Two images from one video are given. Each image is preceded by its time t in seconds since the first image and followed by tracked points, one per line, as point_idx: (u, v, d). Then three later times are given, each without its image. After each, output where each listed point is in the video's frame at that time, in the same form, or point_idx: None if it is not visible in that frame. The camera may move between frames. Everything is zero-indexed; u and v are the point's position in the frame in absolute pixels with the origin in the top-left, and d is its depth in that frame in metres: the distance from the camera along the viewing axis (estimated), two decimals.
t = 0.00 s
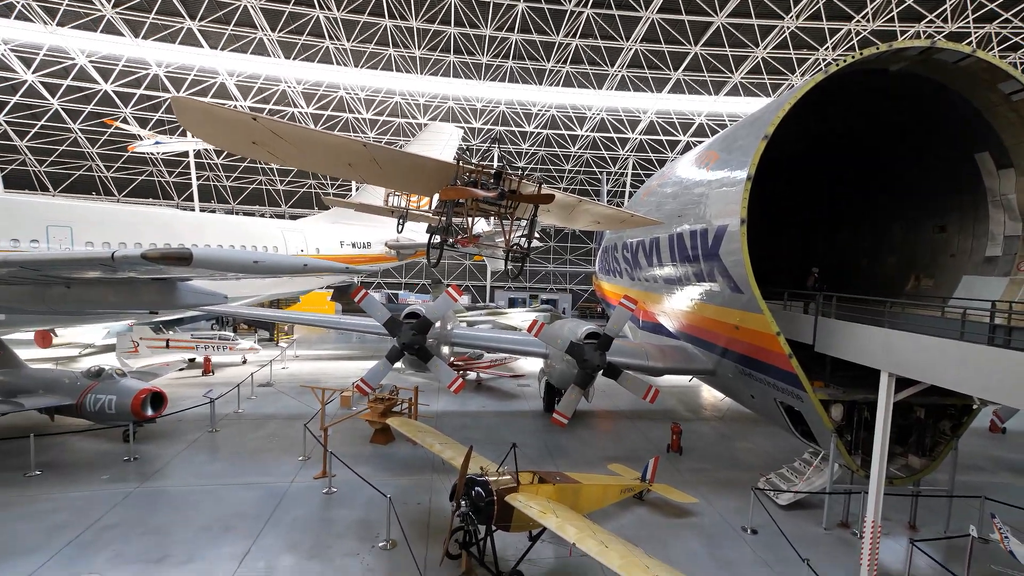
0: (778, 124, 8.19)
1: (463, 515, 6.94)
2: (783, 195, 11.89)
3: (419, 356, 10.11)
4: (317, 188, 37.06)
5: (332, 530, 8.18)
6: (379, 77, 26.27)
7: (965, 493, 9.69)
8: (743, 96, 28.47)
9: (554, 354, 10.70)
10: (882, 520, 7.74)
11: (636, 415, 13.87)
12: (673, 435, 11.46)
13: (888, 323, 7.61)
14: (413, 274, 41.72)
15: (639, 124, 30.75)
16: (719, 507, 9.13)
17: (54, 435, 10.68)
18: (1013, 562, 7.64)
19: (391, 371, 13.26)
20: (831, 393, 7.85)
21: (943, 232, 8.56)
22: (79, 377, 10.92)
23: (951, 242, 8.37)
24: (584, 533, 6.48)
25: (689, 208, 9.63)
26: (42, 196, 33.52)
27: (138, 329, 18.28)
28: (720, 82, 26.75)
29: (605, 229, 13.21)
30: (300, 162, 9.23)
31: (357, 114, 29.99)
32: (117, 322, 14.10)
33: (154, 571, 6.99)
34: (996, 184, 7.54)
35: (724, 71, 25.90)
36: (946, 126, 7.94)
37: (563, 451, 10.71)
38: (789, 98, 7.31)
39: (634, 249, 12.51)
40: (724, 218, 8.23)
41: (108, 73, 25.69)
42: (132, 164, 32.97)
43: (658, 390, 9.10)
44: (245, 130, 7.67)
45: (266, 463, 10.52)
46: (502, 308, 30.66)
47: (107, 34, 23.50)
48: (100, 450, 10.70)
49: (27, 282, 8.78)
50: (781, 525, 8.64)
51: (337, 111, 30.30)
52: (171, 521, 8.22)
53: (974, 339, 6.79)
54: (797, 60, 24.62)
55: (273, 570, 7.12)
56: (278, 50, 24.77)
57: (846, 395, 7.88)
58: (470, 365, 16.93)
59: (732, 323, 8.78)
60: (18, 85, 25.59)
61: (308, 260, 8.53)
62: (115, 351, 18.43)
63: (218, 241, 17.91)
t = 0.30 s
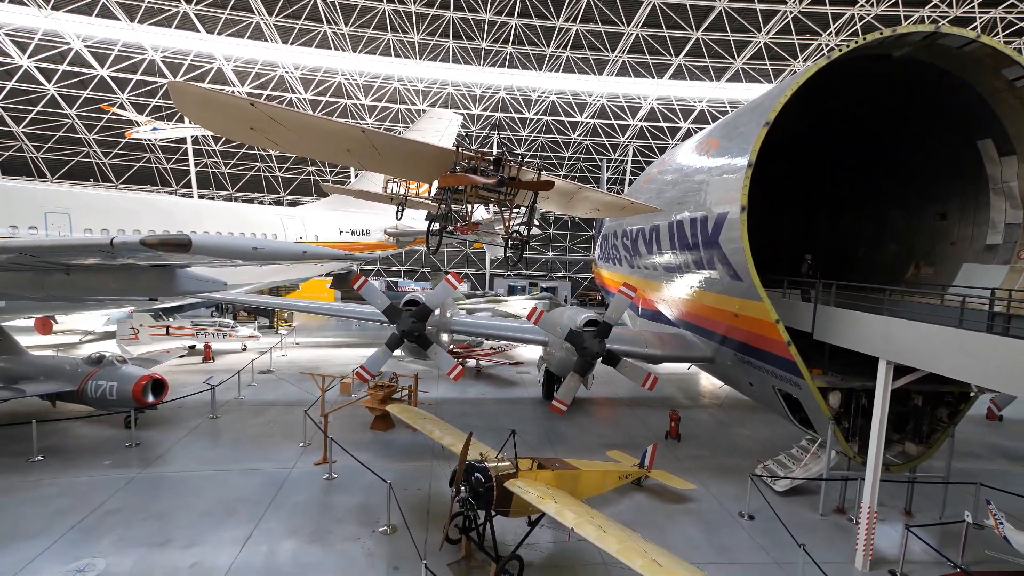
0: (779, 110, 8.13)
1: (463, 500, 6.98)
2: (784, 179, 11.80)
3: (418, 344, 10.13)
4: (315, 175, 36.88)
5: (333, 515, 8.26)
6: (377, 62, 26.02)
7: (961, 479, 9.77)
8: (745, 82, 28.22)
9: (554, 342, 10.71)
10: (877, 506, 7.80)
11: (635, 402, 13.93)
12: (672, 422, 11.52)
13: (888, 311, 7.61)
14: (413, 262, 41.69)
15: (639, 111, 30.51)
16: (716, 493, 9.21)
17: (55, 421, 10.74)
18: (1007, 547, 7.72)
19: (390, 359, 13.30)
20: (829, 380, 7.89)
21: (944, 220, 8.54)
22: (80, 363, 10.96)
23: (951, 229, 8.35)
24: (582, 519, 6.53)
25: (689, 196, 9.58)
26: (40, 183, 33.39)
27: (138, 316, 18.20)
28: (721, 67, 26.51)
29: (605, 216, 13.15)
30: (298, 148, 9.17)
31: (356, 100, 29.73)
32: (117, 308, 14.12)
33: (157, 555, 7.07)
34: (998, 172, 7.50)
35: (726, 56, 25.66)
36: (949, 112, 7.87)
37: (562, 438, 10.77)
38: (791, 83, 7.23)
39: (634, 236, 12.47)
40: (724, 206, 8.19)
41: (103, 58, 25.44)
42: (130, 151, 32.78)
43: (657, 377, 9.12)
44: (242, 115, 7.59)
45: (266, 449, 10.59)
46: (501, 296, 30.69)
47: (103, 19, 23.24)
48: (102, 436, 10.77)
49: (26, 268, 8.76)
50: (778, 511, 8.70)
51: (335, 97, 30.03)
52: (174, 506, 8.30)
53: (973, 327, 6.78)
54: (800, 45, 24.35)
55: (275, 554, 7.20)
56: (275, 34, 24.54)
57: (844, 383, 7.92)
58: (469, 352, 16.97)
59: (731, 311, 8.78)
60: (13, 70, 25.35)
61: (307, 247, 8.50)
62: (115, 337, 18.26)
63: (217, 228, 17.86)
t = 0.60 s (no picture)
0: (782, 100, 8.06)
1: (463, 488, 7.04)
2: (786, 169, 11.70)
3: (419, 333, 10.15)
4: (315, 164, 36.72)
5: (334, 502, 8.33)
6: (377, 49, 25.80)
7: (958, 469, 9.83)
8: (748, 71, 27.98)
9: (554, 332, 10.73)
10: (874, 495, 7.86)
11: (634, 392, 14.00)
12: (671, 412, 11.57)
13: (888, 302, 7.61)
14: (413, 252, 41.65)
15: (641, 100, 30.24)
16: (714, 482, 9.28)
17: (59, 408, 10.82)
18: (1002, 537, 7.79)
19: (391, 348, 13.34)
20: (828, 370, 7.91)
21: (946, 211, 8.51)
22: (82, 351, 11.00)
23: (953, 221, 8.33)
24: (582, 506, 6.59)
25: (690, 186, 9.55)
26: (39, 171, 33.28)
27: (138, 304, 18.41)
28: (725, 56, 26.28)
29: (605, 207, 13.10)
30: (297, 136, 9.12)
31: (355, 88, 29.47)
32: (118, 297, 14.14)
33: (161, 540, 7.16)
34: (1002, 163, 7.47)
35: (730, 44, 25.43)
36: (954, 101, 7.80)
37: (562, 427, 10.84)
38: (795, 72, 7.15)
39: (635, 227, 12.45)
40: (726, 196, 8.17)
41: (101, 45, 25.21)
42: (129, 139, 32.61)
43: (657, 367, 9.14)
44: (241, 102, 7.52)
45: (268, 436, 10.67)
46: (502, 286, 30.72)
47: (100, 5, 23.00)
48: (105, 423, 10.84)
49: (27, 256, 8.77)
50: (775, 500, 8.78)
51: (335, 85, 29.76)
52: (177, 493, 8.39)
53: (973, 318, 6.78)
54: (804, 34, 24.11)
55: (277, 540, 7.29)
56: (274, 21, 24.33)
57: (842, 373, 7.95)
58: (470, 342, 17.00)
59: (731, 301, 8.78)
60: (10, 56, 25.14)
61: (308, 235, 8.48)
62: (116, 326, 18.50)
63: (217, 217, 17.83)
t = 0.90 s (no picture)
0: (786, 87, 7.98)
1: (463, 475, 7.10)
2: (789, 157, 11.55)
3: (419, 322, 10.16)
4: (314, 153, 36.53)
5: (336, 490, 8.41)
6: (376, 35, 25.50)
7: (955, 457, 9.91)
8: (751, 58, 27.71)
9: (554, 321, 10.74)
10: (871, 483, 7.92)
11: (634, 381, 14.07)
12: (670, 401, 11.63)
13: (889, 292, 7.61)
14: (413, 241, 41.62)
15: (643, 88, 29.95)
16: (713, 470, 9.36)
17: (61, 396, 10.89)
18: (997, 524, 7.87)
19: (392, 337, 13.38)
20: (827, 360, 7.94)
21: (949, 200, 8.49)
22: (84, 340, 11.04)
23: (956, 211, 8.32)
24: (581, 493, 6.66)
25: (692, 174, 9.48)
26: (37, 160, 33.14)
27: (138, 294, 18.51)
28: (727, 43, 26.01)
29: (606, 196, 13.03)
30: (297, 124, 9.06)
31: (355, 75, 29.21)
32: (119, 286, 14.13)
33: (165, 526, 7.25)
34: (1005, 151, 7.44)
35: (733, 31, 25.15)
36: (959, 88, 7.72)
37: (562, 416, 10.91)
38: (799, 60, 7.08)
39: (636, 216, 12.39)
40: (728, 185, 8.11)
41: (97, 32, 24.93)
42: (126, 127, 32.39)
43: (657, 356, 9.17)
44: (240, 89, 7.45)
45: (270, 425, 10.75)
46: (503, 275, 30.75)
47: None
48: (107, 411, 10.90)
49: (28, 244, 8.74)
50: (774, 488, 8.86)
51: (334, 72, 29.48)
52: (180, 481, 8.45)
53: (974, 308, 6.78)
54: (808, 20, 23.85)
55: (281, 526, 7.38)
56: (272, 7, 24.04)
57: (842, 362, 7.97)
58: (470, 332, 17.04)
59: (732, 291, 8.77)
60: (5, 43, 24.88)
61: (308, 224, 8.46)
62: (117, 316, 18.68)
63: (216, 205, 17.78)
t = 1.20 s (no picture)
0: (788, 79, 7.91)
1: (463, 467, 7.13)
2: (792, 145, 11.41)
3: (419, 315, 10.15)
4: (314, 145, 36.37)
5: (337, 481, 8.45)
6: (376, 26, 25.31)
7: (953, 451, 9.96)
8: (753, 50, 27.57)
9: (554, 314, 10.74)
10: (869, 476, 7.96)
11: (634, 374, 14.10)
12: (670, 394, 11.66)
13: (889, 285, 7.60)
14: (413, 234, 41.56)
15: (644, 80, 29.76)
16: (712, 462, 9.40)
17: (62, 388, 10.91)
18: (994, 516, 7.91)
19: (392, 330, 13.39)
20: (827, 353, 7.94)
21: (950, 194, 8.47)
22: (84, 332, 11.05)
23: (957, 204, 8.30)
24: (581, 485, 6.69)
25: (693, 167, 9.44)
26: (36, 151, 33.01)
27: (138, 286, 18.52)
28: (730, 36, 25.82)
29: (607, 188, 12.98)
30: (297, 115, 9.03)
31: (354, 67, 29.00)
32: (119, 278, 14.11)
33: (167, 517, 7.29)
34: (1007, 145, 7.42)
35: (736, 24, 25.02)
36: (963, 80, 7.65)
37: (562, 408, 10.95)
38: (802, 51, 7.01)
39: (637, 209, 12.36)
40: (729, 178, 8.08)
41: (94, 22, 24.72)
42: (125, 119, 32.21)
43: (656, 349, 9.18)
44: (238, 80, 7.41)
45: (271, 417, 10.78)
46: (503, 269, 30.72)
47: None
48: (109, 403, 10.95)
49: (27, 236, 8.71)
50: (771, 481, 8.93)
51: (333, 64, 29.27)
52: (182, 471, 8.51)
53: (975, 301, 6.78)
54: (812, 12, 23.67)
55: (282, 517, 7.42)
56: None
57: (841, 356, 7.99)
58: (470, 325, 17.09)
59: (732, 284, 8.76)
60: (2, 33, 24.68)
61: (308, 216, 8.42)
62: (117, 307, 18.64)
63: (216, 197, 17.72)
